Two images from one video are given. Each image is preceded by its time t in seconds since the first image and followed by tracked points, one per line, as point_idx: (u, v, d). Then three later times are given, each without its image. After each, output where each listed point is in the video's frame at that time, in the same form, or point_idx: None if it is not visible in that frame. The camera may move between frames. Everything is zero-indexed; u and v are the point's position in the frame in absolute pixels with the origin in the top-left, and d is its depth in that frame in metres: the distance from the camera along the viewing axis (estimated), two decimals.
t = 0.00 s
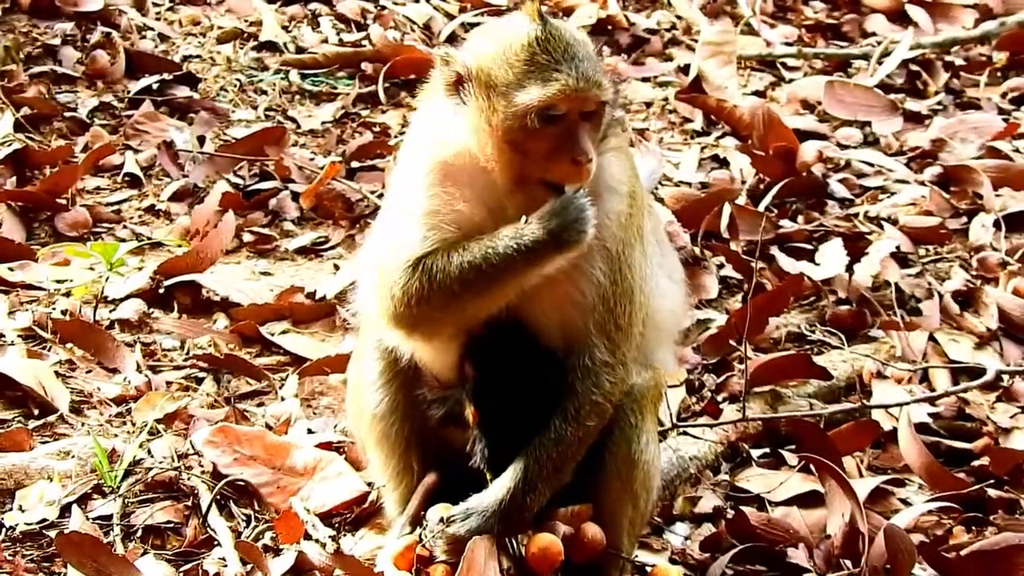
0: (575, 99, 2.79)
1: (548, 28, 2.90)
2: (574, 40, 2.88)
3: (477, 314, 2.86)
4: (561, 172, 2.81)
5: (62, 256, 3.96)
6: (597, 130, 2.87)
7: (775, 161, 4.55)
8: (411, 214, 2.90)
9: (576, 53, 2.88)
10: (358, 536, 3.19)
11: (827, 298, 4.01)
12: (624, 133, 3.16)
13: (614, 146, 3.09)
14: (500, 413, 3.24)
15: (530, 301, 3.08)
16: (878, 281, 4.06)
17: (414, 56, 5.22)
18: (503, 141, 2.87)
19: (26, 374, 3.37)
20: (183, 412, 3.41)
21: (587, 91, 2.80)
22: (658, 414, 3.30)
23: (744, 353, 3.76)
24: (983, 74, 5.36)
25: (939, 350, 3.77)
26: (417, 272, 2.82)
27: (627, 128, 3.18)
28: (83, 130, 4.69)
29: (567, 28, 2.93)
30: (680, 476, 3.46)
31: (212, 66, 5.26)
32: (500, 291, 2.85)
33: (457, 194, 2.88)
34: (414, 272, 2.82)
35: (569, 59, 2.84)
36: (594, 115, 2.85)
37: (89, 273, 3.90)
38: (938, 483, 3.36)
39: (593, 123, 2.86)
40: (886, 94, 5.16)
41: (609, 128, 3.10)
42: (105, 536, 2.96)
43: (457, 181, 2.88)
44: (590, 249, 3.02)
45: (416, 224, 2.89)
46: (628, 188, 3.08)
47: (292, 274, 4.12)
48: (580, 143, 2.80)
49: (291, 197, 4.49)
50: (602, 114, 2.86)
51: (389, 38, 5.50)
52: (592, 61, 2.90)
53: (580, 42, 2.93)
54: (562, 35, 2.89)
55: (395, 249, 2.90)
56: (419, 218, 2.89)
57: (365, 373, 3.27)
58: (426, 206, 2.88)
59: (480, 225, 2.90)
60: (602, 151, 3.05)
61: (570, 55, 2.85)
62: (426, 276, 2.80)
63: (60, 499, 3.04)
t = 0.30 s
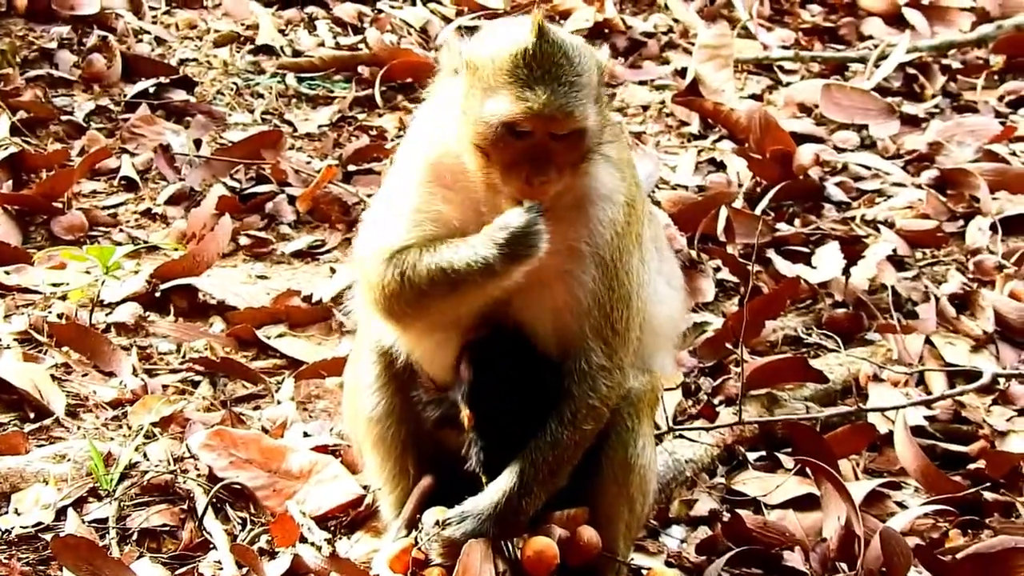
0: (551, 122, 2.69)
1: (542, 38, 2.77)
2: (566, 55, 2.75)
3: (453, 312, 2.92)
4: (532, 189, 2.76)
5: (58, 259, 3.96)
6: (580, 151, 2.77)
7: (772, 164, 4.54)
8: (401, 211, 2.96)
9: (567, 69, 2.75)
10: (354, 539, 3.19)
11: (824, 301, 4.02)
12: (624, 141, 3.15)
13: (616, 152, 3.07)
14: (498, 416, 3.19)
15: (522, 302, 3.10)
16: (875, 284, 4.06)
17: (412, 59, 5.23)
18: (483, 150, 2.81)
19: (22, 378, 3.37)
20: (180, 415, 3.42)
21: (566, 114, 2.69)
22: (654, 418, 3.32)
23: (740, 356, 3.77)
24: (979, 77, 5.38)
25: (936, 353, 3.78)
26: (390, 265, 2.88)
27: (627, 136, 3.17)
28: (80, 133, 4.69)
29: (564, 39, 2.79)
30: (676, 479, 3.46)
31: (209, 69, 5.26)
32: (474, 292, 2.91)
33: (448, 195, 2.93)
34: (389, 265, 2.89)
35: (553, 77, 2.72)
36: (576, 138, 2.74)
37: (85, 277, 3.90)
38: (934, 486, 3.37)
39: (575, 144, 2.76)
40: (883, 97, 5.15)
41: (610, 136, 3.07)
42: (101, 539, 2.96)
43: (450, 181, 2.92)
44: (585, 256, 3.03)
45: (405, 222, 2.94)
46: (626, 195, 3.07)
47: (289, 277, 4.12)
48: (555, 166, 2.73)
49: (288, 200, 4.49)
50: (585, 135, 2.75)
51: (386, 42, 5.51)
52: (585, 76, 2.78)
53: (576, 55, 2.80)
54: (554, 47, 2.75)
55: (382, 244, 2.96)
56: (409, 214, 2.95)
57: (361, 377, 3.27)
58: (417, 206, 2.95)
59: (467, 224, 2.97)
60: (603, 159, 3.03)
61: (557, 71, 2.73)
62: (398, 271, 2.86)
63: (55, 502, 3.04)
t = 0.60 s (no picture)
0: (512, 126, 2.70)
1: (518, 44, 2.73)
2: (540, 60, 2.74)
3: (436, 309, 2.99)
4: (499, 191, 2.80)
5: (56, 260, 3.97)
6: (550, 154, 2.80)
7: (769, 165, 4.56)
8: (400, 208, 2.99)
9: (539, 74, 2.75)
10: (351, 540, 3.19)
11: (821, 302, 4.02)
12: (622, 143, 3.14)
13: (612, 155, 3.07)
14: (496, 416, 3.20)
15: (517, 300, 3.12)
16: (872, 285, 4.07)
17: (409, 60, 5.22)
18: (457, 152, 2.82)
19: (19, 379, 3.37)
20: (176, 416, 3.42)
21: (530, 119, 2.70)
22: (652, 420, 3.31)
23: (737, 358, 3.77)
24: (976, 79, 5.38)
25: (932, 354, 3.79)
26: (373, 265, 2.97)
27: (626, 138, 3.16)
28: (77, 135, 4.69)
29: (542, 43, 2.77)
30: (673, 480, 3.46)
31: (206, 70, 5.26)
32: (459, 274, 3.02)
33: (444, 190, 2.96)
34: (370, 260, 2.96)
35: (521, 81, 2.72)
36: (545, 142, 2.77)
37: (82, 277, 3.90)
38: (930, 487, 3.38)
39: (543, 147, 2.78)
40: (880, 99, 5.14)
41: (604, 138, 3.06)
42: (98, 540, 2.96)
43: (448, 181, 2.96)
44: (580, 257, 3.03)
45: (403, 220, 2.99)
46: (623, 197, 3.06)
47: (286, 278, 4.13)
48: (524, 171, 2.79)
49: (285, 202, 4.49)
50: (554, 139, 2.77)
51: (383, 43, 5.51)
52: (559, 81, 2.78)
53: (553, 59, 2.78)
54: (529, 52, 2.74)
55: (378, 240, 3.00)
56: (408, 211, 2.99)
57: (360, 377, 3.26)
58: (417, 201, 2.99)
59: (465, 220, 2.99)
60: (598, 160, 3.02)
61: (527, 75, 2.73)
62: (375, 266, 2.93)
63: (53, 503, 3.05)
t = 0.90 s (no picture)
0: (459, 105, 2.79)
1: (489, 29, 2.90)
2: (493, 43, 2.85)
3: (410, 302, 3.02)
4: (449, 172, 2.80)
5: (52, 260, 3.97)
6: (499, 141, 2.85)
7: (765, 166, 4.57)
8: (399, 210, 2.93)
9: (492, 57, 2.86)
10: (347, 539, 3.20)
11: (816, 303, 4.02)
12: (615, 148, 3.12)
13: (601, 157, 3.04)
14: (493, 415, 3.20)
15: (512, 300, 3.10)
16: (867, 286, 4.08)
17: (405, 60, 5.23)
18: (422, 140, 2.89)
19: (16, 379, 3.38)
20: (173, 415, 3.42)
21: (470, 98, 2.79)
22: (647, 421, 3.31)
23: (732, 358, 3.78)
24: (972, 80, 5.39)
25: (928, 355, 3.79)
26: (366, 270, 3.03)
27: (620, 142, 3.14)
28: (74, 134, 4.70)
29: (502, 32, 2.90)
30: (668, 480, 3.47)
31: (202, 71, 5.27)
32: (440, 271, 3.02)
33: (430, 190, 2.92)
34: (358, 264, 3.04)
35: (471, 63, 2.83)
36: (491, 126, 2.84)
37: (78, 277, 3.90)
38: (925, 487, 3.39)
39: (492, 133, 2.84)
40: (876, 100, 5.16)
41: (592, 140, 3.05)
42: (94, 539, 2.96)
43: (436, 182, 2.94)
44: (570, 257, 3.00)
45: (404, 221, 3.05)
46: (612, 198, 3.03)
47: (282, 279, 4.13)
48: (469, 155, 2.81)
49: (281, 202, 4.50)
50: (498, 122, 2.83)
51: (380, 43, 5.51)
52: (514, 67, 2.87)
53: (512, 46, 2.89)
54: (488, 38, 2.87)
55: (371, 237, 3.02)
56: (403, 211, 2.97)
57: (357, 376, 3.27)
58: (411, 199, 2.94)
59: (460, 215, 2.94)
60: (579, 163, 3.00)
61: (477, 58, 2.84)
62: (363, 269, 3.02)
63: (49, 502, 3.05)
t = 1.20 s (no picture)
0: (448, 133, 2.75)
1: (464, 49, 2.83)
2: (472, 65, 2.80)
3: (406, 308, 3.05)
4: (446, 198, 2.81)
5: (50, 259, 3.97)
6: (492, 160, 2.83)
7: (762, 166, 4.57)
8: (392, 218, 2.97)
9: (473, 79, 2.80)
10: (345, 537, 3.21)
11: (813, 302, 4.03)
12: (607, 145, 3.12)
13: (593, 155, 3.04)
14: (489, 415, 3.17)
15: (508, 302, 3.11)
16: (864, 285, 4.08)
17: (401, 60, 5.24)
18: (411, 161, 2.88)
19: (13, 376, 3.38)
20: (170, 413, 3.42)
21: (459, 126, 2.76)
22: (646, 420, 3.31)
23: (729, 357, 3.78)
24: (969, 80, 5.40)
25: (924, 354, 3.80)
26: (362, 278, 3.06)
27: (613, 140, 3.13)
28: (72, 133, 4.71)
29: (479, 50, 2.83)
30: (665, 479, 3.47)
31: (199, 70, 5.28)
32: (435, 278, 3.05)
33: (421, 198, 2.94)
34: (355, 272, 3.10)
35: (453, 88, 2.78)
36: (481, 149, 2.81)
37: (76, 276, 3.91)
38: (922, 485, 3.38)
39: (483, 154, 2.82)
40: (872, 99, 5.17)
41: (583, 137, 3.05)
42: (93, 536, 2.97)
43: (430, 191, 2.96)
44: (565, 255, 3.00)
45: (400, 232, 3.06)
46: (605, 196, 3.03)
47: (279, 277, 4.15)
48: (464, 178, 2.81)
49: (278, 201, 4.51)
50: (490, 144, 2.80)
51: (376, 43, 5.52)
52: (497, 86, 2.83)
53: (491, 64, 2.83)
54: (463, 60, 2.81)
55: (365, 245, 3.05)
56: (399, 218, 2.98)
57: (353, 373, 3.27)
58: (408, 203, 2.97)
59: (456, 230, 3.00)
60: (570, 162, 3.00)
61: (457, 82, 2.79)
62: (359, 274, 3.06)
63: (47, 499, 3.05)
